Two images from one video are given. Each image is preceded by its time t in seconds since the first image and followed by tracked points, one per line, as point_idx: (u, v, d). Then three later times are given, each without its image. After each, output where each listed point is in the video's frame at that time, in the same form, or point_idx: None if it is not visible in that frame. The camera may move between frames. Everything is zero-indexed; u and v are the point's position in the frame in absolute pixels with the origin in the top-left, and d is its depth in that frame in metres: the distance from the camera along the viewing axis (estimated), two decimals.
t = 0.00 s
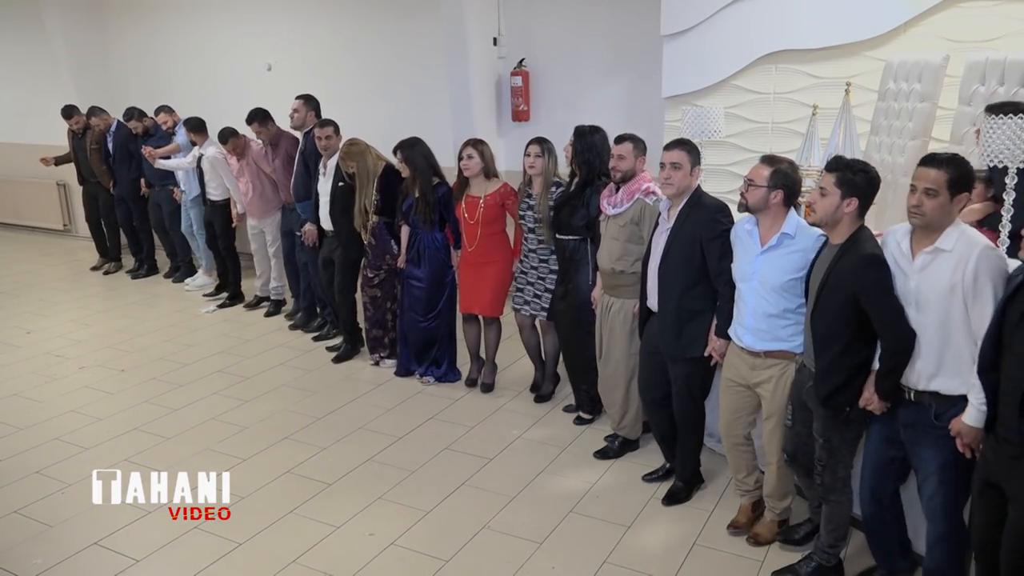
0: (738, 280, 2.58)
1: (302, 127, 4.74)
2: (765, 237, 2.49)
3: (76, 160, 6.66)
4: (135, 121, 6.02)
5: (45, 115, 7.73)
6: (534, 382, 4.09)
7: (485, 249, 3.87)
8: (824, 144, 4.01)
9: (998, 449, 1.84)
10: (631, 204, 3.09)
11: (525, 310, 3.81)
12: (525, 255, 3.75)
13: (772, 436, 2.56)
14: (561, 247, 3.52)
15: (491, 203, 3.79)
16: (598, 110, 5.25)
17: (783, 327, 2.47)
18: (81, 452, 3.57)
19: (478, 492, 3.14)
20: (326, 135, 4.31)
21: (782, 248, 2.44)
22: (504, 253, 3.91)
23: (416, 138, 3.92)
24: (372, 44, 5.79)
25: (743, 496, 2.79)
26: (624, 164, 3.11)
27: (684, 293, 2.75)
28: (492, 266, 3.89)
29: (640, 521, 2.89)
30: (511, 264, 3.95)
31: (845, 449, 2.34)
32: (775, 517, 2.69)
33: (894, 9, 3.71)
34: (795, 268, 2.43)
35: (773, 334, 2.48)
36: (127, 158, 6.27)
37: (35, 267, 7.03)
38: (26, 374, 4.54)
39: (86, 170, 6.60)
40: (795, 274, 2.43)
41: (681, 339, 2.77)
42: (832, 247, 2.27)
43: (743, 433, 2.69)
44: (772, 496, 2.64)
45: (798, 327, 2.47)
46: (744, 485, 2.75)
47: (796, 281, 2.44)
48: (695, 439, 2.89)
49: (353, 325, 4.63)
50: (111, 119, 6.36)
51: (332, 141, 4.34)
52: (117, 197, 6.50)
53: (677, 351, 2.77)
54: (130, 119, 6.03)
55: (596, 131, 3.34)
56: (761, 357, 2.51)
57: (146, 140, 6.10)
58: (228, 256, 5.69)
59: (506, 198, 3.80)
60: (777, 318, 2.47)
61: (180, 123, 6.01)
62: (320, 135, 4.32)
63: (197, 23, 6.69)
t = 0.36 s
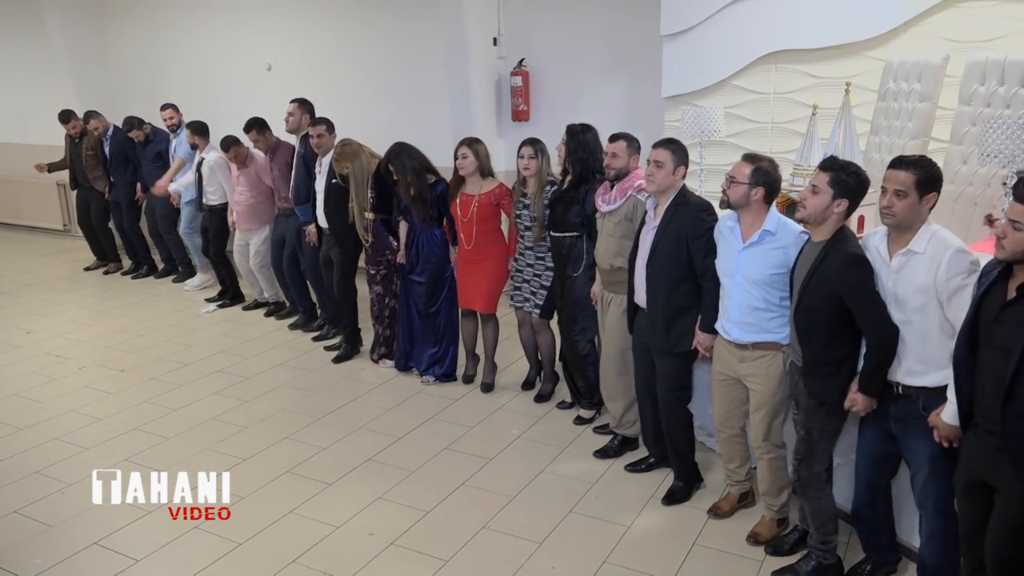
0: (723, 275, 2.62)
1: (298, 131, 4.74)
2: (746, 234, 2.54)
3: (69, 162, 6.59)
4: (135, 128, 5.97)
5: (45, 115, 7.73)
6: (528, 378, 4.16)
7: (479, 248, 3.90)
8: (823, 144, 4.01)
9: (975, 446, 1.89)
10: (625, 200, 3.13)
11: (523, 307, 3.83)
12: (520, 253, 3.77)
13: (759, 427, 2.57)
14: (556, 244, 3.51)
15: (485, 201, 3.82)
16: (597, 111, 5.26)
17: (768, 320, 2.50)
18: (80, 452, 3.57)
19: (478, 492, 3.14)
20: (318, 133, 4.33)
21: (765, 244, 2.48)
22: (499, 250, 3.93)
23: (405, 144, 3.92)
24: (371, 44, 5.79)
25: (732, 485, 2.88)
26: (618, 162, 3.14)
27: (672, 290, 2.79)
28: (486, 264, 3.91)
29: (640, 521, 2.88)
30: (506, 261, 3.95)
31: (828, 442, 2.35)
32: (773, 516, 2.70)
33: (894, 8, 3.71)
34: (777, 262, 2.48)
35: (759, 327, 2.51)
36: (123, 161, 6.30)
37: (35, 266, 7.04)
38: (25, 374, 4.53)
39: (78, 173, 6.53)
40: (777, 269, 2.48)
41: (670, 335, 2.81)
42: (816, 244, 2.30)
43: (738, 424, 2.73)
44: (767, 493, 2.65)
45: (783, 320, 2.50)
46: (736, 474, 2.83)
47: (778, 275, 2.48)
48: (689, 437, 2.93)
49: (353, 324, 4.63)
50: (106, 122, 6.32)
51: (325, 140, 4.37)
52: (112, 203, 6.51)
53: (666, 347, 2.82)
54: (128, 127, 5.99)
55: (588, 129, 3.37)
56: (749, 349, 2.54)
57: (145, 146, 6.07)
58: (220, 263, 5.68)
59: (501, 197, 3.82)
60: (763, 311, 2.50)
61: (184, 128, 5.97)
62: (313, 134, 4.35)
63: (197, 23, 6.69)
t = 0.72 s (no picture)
0: (712, 269, 2.67)
1: (293, 129, 4.73)
2: (735, 228, 2.59)
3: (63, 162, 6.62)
4: (128, 121, 5.98)
5: (42, 115, 7.72)
6: (526, 378, 4.14)
7: (472, 245, 3.90)
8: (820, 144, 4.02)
9: (969, 445, 1.90)
10: (621, 197, 3.14)
11: (518, 306, 3.82)
12: (514, 251, 3.78)
13: (752, 421, 2.62)
14: (551, 243, 3.55)
15: (478, 200, 3.83)
16: (595, 112, 5.26)
17: (756, 313, 2.55)
18: (77, 452, 3.56)
19: (477, 492, 3.14)
20: (312, 132, 4.34)
21: (753, 237, 2.54)
22: (493, 248, 3.93)
23: (399, 148, 3.93)
24: (369, 44, 5.79)
25: (728, 483, 2.90)
26: (613, 159, 3.22)
27: (658, 281, 2.84)
28: (481, 262, 3.91)
29: (637, 521, 2.89)
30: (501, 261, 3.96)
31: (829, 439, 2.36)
32: (766, 511, 2.72)
33: (891, 9, 3.71)
34: (765, 256, 2.52)
35: (747, 320, 2.56)
36: (120, 162, 6.28)
37: (32, 267, 7.03)
38: (22, 375, 4.52)
39: (73, 174, 6.56)
40: (765, 263, 2.53)
41: (654, 327, 2.87)
42: (808, 241, 2.32)
43: (734, 417, 2.76)
44: (759, 488, 2.68)
45: (771, 313, 2.55)
46: (732, 471, 2.85)
47: (765, 268, 2.53)
48: (682, 433, 2.93)
49: (350, 324, 4.63)
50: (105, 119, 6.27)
51: (319, 139, 4.36)
52: (110, 204, 6.51)
53: (651, 338, 2.87)
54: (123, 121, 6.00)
55: (581, 129, 3.40)
56: (737, 343, 2.60)
57: (140, 142, 6.07)
58: (219, 260, 5.66)
59: (494, 196, 3.84)
60: (750, 304, 2.55)
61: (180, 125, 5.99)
62: (307, 132, 4.36)
63: (193, 23, 6.69)
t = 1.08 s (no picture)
0: (707, 269, 2.66)
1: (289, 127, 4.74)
2: (730, 228, 2.58)
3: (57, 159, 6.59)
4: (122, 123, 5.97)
5: (35, 115, 7.69)
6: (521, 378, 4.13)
7: (468, 246, 3.92)
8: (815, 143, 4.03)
9: (968, 444, 1.90)
10: (615, 195, 3.16)
11: (513, 306, 3.84)
12: (509, 252, 3.80)
13: (744, 419, 2.65)
14: (545, 244, 3.55)
15: (473, 201, 3.85)
16: (590, 111, 5.26)
17: (751, 313, 2.57)
18: (72, 453, 3.56)
19: (473, 492, 3.14)
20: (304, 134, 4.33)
21: (747, 237, 2.54)
22: (489, 249, 3.96)
23: (392, 148, 3.95)
24: (364, 43, 5.78)
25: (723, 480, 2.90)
26: (607, 158, 3.19)
27: (656, 282, 2.85)
28: (476, 262, 3.93)
29: (633, 520, 2.89)
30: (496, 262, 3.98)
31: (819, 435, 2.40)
32: (746, 500, 2.80)
33: (884, 9, 3.72)
34: (760, 257, 2.53)
35: (742, 319, 2.58)
36: (112, 161, 6.27)
37: (25, 267, 7.00)
38: (16, 375, 4.51)
39: (67, 172, 6.53)
40: (759, 263, 2.53)
41: (654, 327, 2.87)
42: (802, 240, 2.34)
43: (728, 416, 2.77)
44: (742, 480, 2.75)
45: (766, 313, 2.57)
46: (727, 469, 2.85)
47: (760, 268, 2.54)
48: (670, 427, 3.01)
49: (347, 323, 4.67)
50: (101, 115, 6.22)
51: (309, 142, 4.37)
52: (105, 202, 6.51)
53: (649, 338, 2.89)
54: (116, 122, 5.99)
55: (573, 128, 3.41)
56: (732, 343, 2.61)
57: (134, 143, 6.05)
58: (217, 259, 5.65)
59: (489, 198, 3.86)
60: (746, 305, 2.56)
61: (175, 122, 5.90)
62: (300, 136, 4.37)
63: (187, 23, 6.68)
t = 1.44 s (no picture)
0: (698, 269, 2.70)
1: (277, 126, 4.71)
2: (722, 228, 2.61)
3: (40, 159, 6.53)
4: (108, 119, 5.91)
5: (20, 115, 7.63)
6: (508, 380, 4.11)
7: (458, 246, 3.92)
8: (802, 142, 4.06)
9: (961, 439, 1.91)
10: (601, 196, 3.17)
11: (497, 306, 3.83)
12: (497, 253, 3.80)
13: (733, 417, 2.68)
14: (532, 243, 3.55)
15: (464, 200, 3.85)
16: (578, 110, 5.27)
17: (741, 313, 2.58)
18: (59, 455, 3.53)
19: (464, 491, 3.14)
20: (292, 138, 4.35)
21: (738, 237, 2.56)
22: (479, 249, 3.94)
23: (383, 148, 3.96)
24: (352, 43, 5.76)
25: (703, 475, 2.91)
26: (596, 159, 3.20)
27: (651, 284, 2.85)
28: (466, 262, 3.92)
29: (623, 518, 2.89)
30: (484, 262, 3.95)
31: (813, 432, 2.41)
32: (735, 498, 2.82)
33: (870, 8, 3.74)
34: (751, 255, 2.54)
35: (732, 319, 2.59)
36: (98, 158, 6.20)
37: (10, 269, 6.95)
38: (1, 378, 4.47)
39: (50, 169, 6.49)
40: (750, 262, 2.55)
41: (651, 324, 2.87)
42: (791, 239, 2.36)
43: (702, 413, 2.80)
44: (731, 475, 2.77)
45: (756, 312, 2.58)
46: (705, 464, 2.87)
47: (751, 267, 2.55)
48: (662, 425, 3.02)
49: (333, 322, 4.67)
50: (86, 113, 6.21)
51: (298, 145, 4.39)
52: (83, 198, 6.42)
53: (647, 341, 2.89)
54: (102, 119, 5.92)
55: (563, 128, 3.43)
56: (723, 342, 2.62)
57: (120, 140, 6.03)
58: (204, 259, 5.65)
59: (480, 196, 3.86)
60: (735, 304, 2.58)
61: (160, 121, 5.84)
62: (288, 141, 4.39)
63: (174, 23, 6.64)
